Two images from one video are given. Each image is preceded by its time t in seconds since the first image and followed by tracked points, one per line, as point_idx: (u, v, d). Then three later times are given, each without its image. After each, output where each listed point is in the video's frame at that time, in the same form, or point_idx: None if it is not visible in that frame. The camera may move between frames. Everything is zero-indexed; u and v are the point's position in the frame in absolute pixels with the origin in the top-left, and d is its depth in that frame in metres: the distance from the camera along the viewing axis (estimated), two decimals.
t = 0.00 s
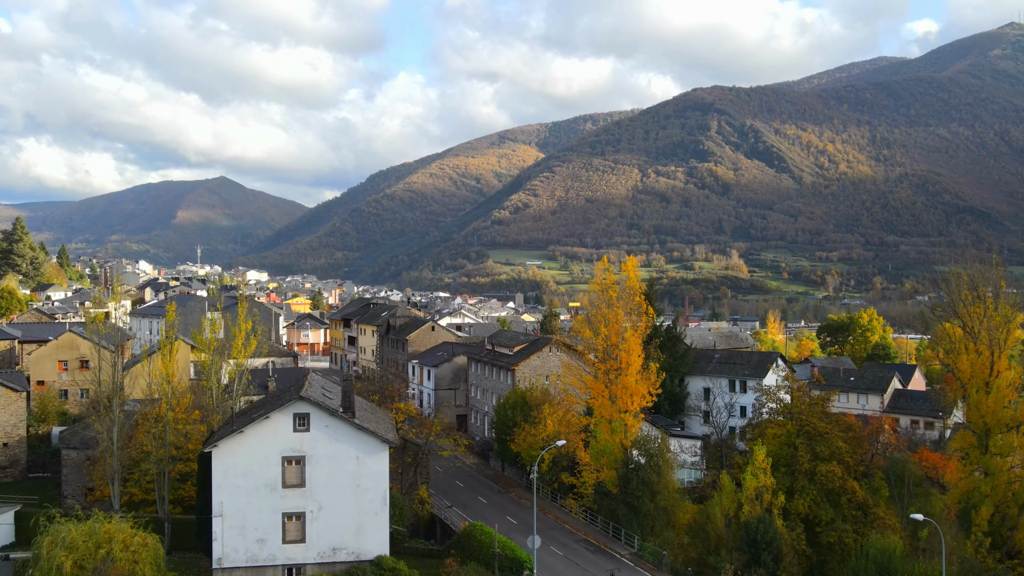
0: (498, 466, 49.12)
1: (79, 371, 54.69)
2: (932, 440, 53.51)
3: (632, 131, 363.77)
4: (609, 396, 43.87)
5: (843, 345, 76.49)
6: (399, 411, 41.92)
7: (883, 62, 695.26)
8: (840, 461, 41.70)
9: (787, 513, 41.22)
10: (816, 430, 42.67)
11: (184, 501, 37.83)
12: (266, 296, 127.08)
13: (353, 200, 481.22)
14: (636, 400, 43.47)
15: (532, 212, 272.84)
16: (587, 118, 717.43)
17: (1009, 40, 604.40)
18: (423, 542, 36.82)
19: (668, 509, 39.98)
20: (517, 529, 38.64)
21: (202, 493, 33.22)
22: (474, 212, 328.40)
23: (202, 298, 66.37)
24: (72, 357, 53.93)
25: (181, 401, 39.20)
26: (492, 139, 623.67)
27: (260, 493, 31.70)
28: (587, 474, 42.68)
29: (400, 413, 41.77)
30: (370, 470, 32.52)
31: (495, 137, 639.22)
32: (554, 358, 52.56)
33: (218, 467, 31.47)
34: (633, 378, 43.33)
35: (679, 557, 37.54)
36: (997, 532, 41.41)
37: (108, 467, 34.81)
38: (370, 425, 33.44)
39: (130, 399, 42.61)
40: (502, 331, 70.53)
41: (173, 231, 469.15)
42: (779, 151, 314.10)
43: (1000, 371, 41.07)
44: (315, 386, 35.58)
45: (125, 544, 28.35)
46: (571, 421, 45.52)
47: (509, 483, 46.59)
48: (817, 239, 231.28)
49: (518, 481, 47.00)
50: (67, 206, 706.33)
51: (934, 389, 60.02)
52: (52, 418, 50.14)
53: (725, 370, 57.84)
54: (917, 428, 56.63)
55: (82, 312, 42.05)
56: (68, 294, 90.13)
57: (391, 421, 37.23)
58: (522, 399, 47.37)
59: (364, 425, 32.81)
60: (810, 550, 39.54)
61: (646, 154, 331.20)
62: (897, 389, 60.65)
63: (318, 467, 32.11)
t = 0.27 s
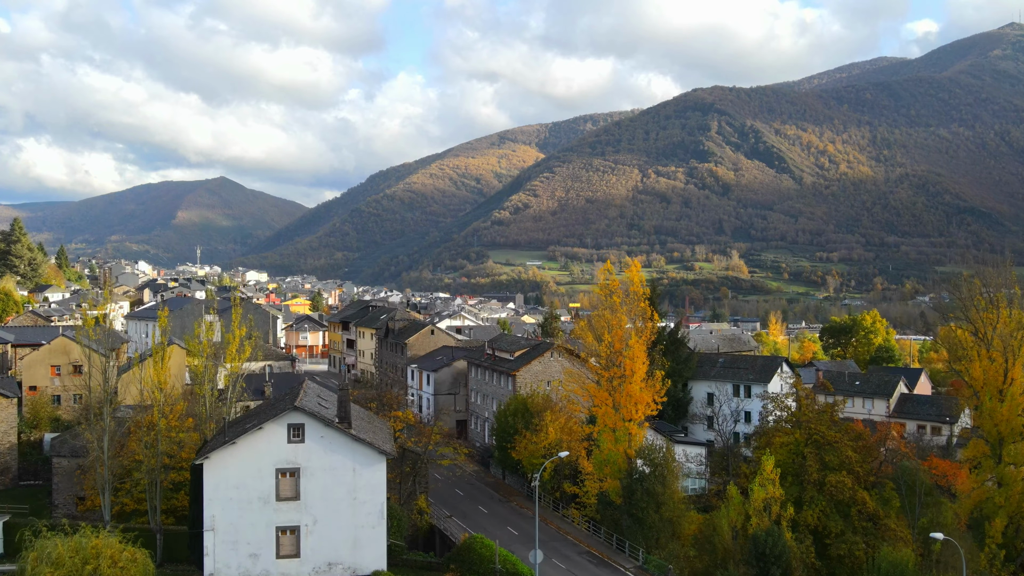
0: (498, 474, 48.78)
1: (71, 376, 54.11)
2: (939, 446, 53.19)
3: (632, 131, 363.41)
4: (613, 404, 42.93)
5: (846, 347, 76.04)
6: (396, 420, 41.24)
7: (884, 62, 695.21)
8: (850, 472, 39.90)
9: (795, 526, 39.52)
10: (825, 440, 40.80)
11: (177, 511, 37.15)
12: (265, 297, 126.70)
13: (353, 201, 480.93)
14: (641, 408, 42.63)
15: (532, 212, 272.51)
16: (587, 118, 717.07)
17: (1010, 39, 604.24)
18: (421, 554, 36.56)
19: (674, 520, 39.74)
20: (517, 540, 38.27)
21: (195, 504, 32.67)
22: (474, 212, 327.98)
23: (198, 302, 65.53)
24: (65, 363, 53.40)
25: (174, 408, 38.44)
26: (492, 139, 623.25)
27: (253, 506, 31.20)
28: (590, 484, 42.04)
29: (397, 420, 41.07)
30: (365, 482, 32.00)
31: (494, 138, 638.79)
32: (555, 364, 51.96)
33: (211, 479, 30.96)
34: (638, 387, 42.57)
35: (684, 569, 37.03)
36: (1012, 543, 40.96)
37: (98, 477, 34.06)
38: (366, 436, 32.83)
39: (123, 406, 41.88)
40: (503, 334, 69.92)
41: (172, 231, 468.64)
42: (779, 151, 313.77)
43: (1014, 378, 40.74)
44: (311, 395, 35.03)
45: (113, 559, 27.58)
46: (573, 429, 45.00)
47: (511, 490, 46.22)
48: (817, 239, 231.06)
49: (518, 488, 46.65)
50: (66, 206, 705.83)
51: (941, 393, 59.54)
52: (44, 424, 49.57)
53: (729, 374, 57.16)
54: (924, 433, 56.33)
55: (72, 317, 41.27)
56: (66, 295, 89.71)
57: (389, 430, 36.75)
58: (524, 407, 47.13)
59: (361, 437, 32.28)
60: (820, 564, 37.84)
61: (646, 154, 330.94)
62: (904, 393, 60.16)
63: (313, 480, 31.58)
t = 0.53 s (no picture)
0: (498, 482, 48.23)
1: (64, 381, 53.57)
2: (946, 453, 52.65)
3: (632, 132, 363.12)
4: (617, 413, 41.57)
5: (848, 349, 75.62)
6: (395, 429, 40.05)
7: (884, 62, 695.24)
8: (860, 482, 39.63)
9: (804, 538, 38.89)
10: (835, 448, 40.51)
11: (168, 522, 36.41)
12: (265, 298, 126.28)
13: (353, 201, 480.40)
14: (646, 417, 41.25)
15: (532, 213, 272.22)
16: (587, 119, 716.71)
17: (1011, 39, 603.91)
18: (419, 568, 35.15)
19: (680, 533, 38.74)
20: (518, 551, 37.70)
21: (184, 518, 30.62)
22: (474, 212, 327.78)
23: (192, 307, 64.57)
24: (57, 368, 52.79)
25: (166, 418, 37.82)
26: (492, 140, 623.14)
27: (245, 520, 29.20)
28: (593, 494, 41.10)
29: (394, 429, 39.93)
30: (362, 495, 30.03)
31: (495, 138, 638.42)
32: (557, 368, 51.18)
33: (201, 493, 28.97)
34: (643, 396, 41.26)
35: None
36: None
37: (88, 488, 33.40)
38: (364, 447, 30.96)
39: (115, 412, 41.17)
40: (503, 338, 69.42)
41: (172, 232, 468.30)
42: (780, 151, 313.41)
43: None
44: (306, 404, 33.28)
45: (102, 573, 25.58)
46: (576, 438, 44.09)
47: (511, 500, 45.69)
48: (817, 240, 230.75)
49: (520, 498, 46.02)
50: (67, 207, 706.09)
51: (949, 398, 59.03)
52: (36, 430, 49.10)
53: (732, 380, 56.63)
54: (930, 438, 55.90)
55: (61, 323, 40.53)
56: (63, 296, 89.36)
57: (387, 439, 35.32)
58: (525, 413, 46.39)
59: (359, 449, 30.36)
60: None
61: (646, 155, 330.80)
62: (911, 397, 59.70)
63: (308, 492, 29.64)
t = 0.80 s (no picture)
0: (500, 490, 47.63)
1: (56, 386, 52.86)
2: (955, 458, 51.89)
3: (633, 132, 362.60)
4: (621, 422, 40.87)
5: (852, 351, 75.06)
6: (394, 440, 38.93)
7: (885, 62, 694.43)
8: (872, 494, 38.17)
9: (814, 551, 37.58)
10: (845, 459, 39.44)
11: (160, 533, 35.88)
12: (264, 299, 125.81)
13: (353, 202, 479.86)
14: (650, 427, 40.43)
15: (532, 214, 271.81)
16: (588, 119, 716.19)
17: (1011, 39, 602.81)
18: None
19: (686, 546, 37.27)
20: (521, 565, 36.99)
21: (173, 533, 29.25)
22: (474, 213, 327.34)
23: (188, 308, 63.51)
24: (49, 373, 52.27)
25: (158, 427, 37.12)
26: (493, 141, 622.83)
27: (237, 536, 27.78)
28: (596, 505, 39.90)
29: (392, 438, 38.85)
30: (359, 510, 28.55)
31: (495, 138, 638.02)
32: (559, 374, 50.27)
33: (191, 507, 27.59)
34: (648, 404, 40.42)
35: None
36: None
37: (76, 499, 32.55)
38: (361, 459, 29.49)
39: (107, 419, 40.49)
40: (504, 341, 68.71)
41: (172, 233, 467.73)
42: (780, 152, 312.89)
43: None
44: (302, 414, 31.83)
45: None
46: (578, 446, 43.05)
47: (513, 509, 45.00)
48: (818, 240, 230.27)
49: (521, 507, 45.35)
50: (66, 206, 705.49)
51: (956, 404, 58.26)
52: (27, 437, 48.26)
53: (737, 386, 55.53)
54: (938, 444, 55.11)
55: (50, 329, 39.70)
56: (61, 297, 89.05)
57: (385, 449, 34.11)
58: (527, 420, 45.43)
59: (355, 460, 28.91)
60: None
61: (646, 155, 330.45)
62: (917, 402, 58.95)
63: (303, 507, 28.19)
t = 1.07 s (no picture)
0: (500, 499, 45.72)
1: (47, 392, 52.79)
2: (963, 464, 51.23)
3: (633, 132, 362.08)
4: (625, 432, 38.88)
5: (855, 354, 74.91)
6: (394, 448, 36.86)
7: (885, 62, 694.36)
8: (886, 508, 35.23)
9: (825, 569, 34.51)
10: (857, 471, 36.43)
11: (152, 545, 34.67)
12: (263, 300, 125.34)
13: (353, 202, 479.61)
14: (656, 437, 38.59)
15: (532, 214, 271.52)
16: (588, 120, 716.41)
17: (1012, 41, 602.79)
18: None
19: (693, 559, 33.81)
20: None
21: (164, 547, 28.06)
22: (475, 213, 326.96)
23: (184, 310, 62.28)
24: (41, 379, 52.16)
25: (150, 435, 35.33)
26: (493, 141, 622.56)
27: (228, 553, 26.48)
28: (600, 516, 37.39)
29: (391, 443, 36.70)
30: (354, 526, 27.25)
31: (495, 138, 637.88)
32: (563, 382, 48.18)
33: (180, 522, 26.31)
34: (654, 414, 38.60)
35: None
36: None
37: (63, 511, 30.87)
38: (357, 472, 28.14)
39: (98, 428, 39.00)
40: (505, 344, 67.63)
41: (173, 233, 467.37)
42: (781, 152, 312.46)
43: None
44: (296, 425, 30.37)
45: None
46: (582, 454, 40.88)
47: (514, 519, 43.05)
48: (818, 241, 229.86)
49: (523, 517, 43.41)
50: (66, 207, 705.00)
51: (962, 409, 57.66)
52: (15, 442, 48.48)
53: (742, 391, 54.60)
54: (945, 450, 54.46)
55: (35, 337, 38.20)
56: (59, 299, 88.70)
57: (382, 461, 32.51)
58: (528, 427, 43.32)
59: (351, 474, 27.59)
60: None
61: (647, 156, 330.19)
62: (924, 408, 58.37)
63: (297, 523, 26.84)
